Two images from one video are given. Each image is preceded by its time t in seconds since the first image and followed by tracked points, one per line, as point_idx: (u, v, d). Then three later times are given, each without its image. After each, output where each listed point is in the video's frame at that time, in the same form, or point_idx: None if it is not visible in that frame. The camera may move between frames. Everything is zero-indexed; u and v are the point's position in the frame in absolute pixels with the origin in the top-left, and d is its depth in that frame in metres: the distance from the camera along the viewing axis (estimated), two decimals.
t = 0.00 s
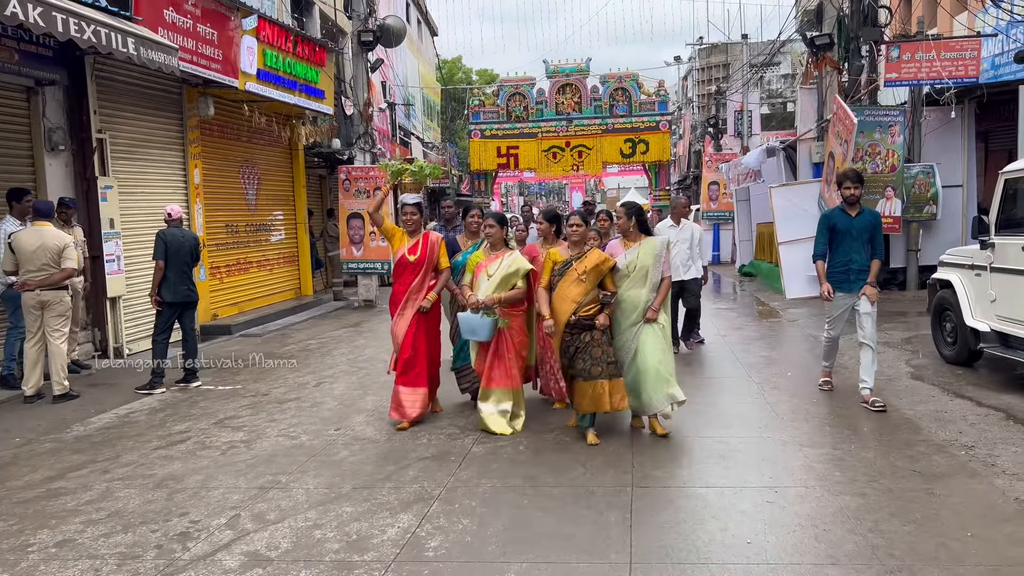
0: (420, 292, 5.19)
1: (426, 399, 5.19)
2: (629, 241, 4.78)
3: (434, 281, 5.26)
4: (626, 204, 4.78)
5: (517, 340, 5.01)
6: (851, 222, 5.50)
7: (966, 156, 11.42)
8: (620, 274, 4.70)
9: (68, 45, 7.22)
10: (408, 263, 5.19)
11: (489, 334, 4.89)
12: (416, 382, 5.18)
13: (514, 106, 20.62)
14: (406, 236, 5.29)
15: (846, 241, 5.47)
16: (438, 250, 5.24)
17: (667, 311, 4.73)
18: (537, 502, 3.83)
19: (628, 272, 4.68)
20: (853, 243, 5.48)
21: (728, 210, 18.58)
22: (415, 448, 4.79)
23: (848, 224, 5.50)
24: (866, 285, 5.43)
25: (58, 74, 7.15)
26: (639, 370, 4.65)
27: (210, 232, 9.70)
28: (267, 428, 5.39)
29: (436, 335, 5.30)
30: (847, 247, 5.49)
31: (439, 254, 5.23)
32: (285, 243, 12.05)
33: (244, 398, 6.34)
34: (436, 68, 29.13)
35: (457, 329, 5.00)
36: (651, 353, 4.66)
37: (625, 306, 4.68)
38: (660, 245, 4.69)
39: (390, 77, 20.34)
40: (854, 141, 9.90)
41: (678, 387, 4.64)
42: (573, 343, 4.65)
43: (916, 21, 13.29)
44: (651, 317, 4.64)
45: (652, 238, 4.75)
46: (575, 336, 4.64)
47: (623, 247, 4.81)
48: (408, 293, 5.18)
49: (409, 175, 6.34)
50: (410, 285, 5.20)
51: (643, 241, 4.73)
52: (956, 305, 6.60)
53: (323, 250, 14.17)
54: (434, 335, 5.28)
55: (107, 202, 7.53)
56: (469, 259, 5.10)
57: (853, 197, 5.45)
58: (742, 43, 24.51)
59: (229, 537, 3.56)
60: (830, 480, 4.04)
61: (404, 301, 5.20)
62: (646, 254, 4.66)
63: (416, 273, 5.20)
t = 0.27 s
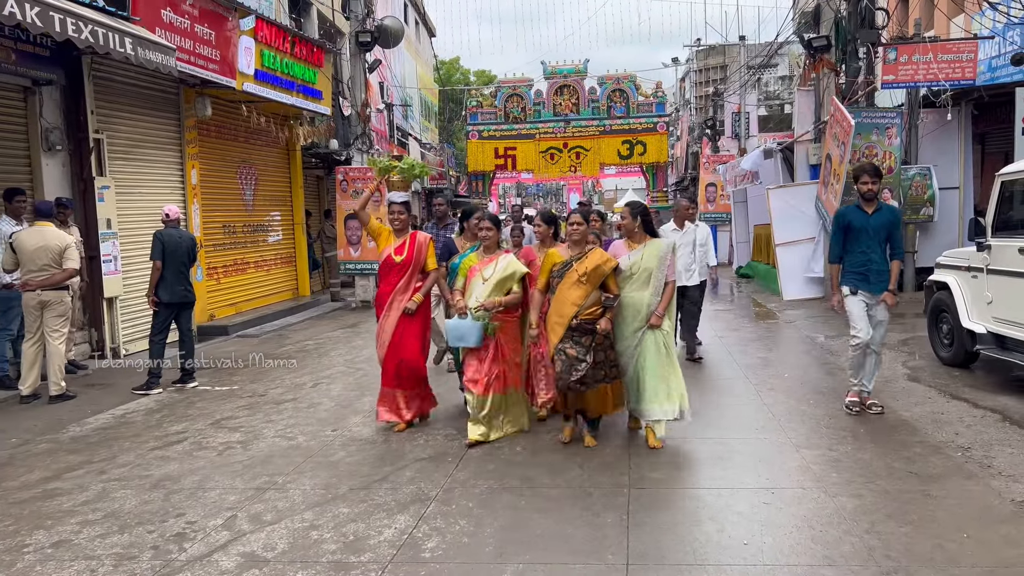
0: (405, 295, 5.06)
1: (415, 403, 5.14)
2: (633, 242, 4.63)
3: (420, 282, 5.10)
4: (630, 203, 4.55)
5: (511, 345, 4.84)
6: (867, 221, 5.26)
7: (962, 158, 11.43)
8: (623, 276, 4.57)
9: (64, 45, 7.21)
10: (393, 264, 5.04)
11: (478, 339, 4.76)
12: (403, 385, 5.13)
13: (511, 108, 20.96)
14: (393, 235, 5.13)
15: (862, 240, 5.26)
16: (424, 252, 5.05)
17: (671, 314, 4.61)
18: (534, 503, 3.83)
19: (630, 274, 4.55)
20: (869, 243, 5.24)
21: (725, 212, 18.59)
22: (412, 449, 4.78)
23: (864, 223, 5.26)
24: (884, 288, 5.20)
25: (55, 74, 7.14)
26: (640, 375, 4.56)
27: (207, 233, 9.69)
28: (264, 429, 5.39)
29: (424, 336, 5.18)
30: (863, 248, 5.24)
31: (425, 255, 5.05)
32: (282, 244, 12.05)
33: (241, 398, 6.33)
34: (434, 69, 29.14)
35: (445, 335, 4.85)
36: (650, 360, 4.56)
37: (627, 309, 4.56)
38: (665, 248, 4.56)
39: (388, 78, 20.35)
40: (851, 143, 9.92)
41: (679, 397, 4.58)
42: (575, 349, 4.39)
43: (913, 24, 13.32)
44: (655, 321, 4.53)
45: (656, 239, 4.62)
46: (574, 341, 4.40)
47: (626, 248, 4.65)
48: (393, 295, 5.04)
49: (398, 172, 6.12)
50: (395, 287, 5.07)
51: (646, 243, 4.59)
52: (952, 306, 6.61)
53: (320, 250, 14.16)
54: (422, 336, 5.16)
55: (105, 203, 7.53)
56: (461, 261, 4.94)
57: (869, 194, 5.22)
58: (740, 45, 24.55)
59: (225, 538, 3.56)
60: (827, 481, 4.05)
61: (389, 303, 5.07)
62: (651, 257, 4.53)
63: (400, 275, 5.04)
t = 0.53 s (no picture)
0: (394, 300, 4.81)
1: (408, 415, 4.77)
2: (636, 244, 4.41)
3: (411, 288, 4.87)
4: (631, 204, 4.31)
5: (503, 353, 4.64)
6: (882, 231, 4.92)
7: (961, 160, 11.43)
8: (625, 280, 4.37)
9: (63, 45, 7.21)
10: (382, 269, 4.83)
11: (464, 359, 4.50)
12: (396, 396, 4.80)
13: (510, 109, 20.81)
14: (383, 240, 4.94)
15: (878, 251, 4.93)
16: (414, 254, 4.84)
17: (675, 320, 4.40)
18: (532, 504, 3.82)
19: (632, 278, 4.35)
20: (886, 254, 4.90)
21: (724, 213, 18.60)
22: (410, 450, 4.78)
23: (880, 232, 4.92)
24: (904, 302, 4.86)
25: (54, 74, 7.13)
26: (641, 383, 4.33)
27: (206, 233, 9.68)
28: (262, 429, 5.38)
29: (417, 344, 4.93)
30: (879, 260, 4.91)
31: (415, 258, 4.83)
32: (281, 244, 12.04)
33: (239, 399, 6.33)
34: (433, 70, 29.16)
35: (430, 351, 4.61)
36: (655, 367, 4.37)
37: (629, 314, 4.35)
38: (669, 250, 4.31)
39: (387, 78, 20.35)
40: (849, 145, 9.93)
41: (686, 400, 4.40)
42: (569, 360, 4.26)
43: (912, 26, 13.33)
44: (658, 327, 4.32)
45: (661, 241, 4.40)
46: (569, 352, 4.26)
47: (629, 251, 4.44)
48: (382, 302, 4.82)
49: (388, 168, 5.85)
50: (385, 293, 4.84)
51: (649, 245, 4.36)
52: (951, 309, 6.61)
53: (318, 251, 14.15)
54: (414, 344, 4.90)
55: (103, 203, 7.52)
56: (447, 265, 4.69)
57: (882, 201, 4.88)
58: (739, 47, 24.57)
59: (223, 539, 3.55)
60: (825, 483, 4.05)
61: (378, 310, 4.85)
62: (654, 260, 4.31)
63: (390, 279, 4.82)
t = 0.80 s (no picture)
0: (388, 304, 4.61)
1: (402, 424, 4.69)
2: (633, 249, 4.24)
3: (405, 290, 4.67)
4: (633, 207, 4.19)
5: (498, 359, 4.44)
6: (902, 227, 4.60)
7: (961, 163, 11.43)
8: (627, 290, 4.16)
9: (64, 45, 7.22)
10: (374, 271, 4.62)
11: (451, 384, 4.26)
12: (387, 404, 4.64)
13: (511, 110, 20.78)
14: (376, 240, 4.73)
15: (896, 249, 4.63)
16: (409, 255, 4.63)
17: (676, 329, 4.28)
18: (532, 506, 3.82)
19: (630, 286, 4.17)
20: (904, 253, 4.60)
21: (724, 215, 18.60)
22: (409, 451, 4.77)
23: (899, 229, 4.61)
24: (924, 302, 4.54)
25: (55, 74, 7.14)
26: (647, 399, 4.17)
27: (206, 234, 9.68)
28: (261, 430, 5.38)
29: (410, 350, 4.74)
30: (897, 258, 4.60)
31: (410, 259, 4.63)
32: (281, 245, 12.04)
33: (239, 399, 6.32)
34: (434, 71, 29.18)
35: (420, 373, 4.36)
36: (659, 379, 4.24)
37: (635, 325, 4.16)
38: (670, 256, 4.18)
39: (387, 79, 20.37)
40: (850, 147, 9.94)
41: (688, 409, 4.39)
42: (561, 364, 4.12)
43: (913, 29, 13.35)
44: (663, 339, 4.18)
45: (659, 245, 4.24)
46: (563, 356, 4.11)
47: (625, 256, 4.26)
48: (375, 305, 4.60)
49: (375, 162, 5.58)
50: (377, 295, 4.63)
51: (649, 251, 4.20)
52: (951, 311, 6.61)
53: (318, 252, 14.16)
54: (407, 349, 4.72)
55: (103, 203, 7.52)
56: (439, 269, 4.41)
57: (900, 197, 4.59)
58: (740, 49, 24.58)
59: (222, 540, 3.55)
60: (825, 486, 4.05)
61: (371, 314, 4.63)
62: (658, 269, 4.16)
63: (383, 282, 4.61)
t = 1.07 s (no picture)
0: (383, 309, 4.45)
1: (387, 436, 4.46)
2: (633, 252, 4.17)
3: (400, 295, 4.51)
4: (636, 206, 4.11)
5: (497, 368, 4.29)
6: (928, 235, 4.34)
7: (964, 165, 11.43)
8: (624, 291, 4.07)
9: (69, 46, 7.23)
10: (368, 276, 4.46)
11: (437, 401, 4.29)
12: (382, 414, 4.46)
13: (513, 112, 20.79)
14: (370, 244, 4.57)
15: (921, 258, 4.37)
16: (405, 259, 4.48)
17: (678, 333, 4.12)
18: (534, 508, 3.82)
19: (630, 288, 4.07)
20: (930, 263, 4.35)
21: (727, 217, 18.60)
22: (411, 453, 4.77)
23: (924, 237, 4.35)
24: (948, 316, 4.27)
25: (59, 75, 7.15)
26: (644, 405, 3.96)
27: (209, 235, 9.70)
28: (264, 431, 5.38)
29: (405, 357, 4.58)
30: (922, 270, 4.35)
31: (406, 263, 4.48)
32: (284, 246, 12.06)
33: (242, 400, 6.33)
34: (436, 72, 29.22)
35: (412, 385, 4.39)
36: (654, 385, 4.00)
37: (630, 327, 4.05)
38: (671, 256, 4.09)
39: (390, 81, 20.39)
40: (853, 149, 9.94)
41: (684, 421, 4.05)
42: (562, 374, 3.95)
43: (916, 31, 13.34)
44: (660, 340, 4.02)
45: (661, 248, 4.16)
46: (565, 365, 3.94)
47: (626, 259, 4.19)
48: (369, 310, 4.45)
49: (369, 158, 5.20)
50: (371, 301, 4.47)
51: (648, 251, 4.13)
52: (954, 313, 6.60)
53: (321, 253, 14.18)
54: (401, 356, 4.56)
55: (107, 204, 7.54)
56: (440, 271, 4.27)
57: (925, 203, 4.30)
58: (742, 51, 24.59)
59: (225, 540, 3.56)
60: (827, 488, 4.04)
61: (364, 319, 4.47)
62: (656, 269, 4.07)
63: (377, 287, 4.45)
